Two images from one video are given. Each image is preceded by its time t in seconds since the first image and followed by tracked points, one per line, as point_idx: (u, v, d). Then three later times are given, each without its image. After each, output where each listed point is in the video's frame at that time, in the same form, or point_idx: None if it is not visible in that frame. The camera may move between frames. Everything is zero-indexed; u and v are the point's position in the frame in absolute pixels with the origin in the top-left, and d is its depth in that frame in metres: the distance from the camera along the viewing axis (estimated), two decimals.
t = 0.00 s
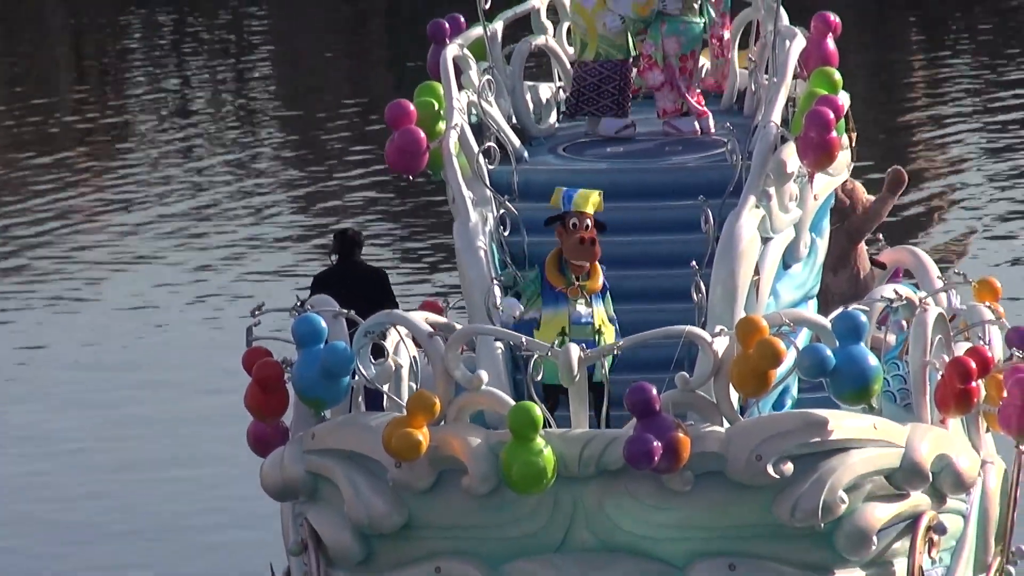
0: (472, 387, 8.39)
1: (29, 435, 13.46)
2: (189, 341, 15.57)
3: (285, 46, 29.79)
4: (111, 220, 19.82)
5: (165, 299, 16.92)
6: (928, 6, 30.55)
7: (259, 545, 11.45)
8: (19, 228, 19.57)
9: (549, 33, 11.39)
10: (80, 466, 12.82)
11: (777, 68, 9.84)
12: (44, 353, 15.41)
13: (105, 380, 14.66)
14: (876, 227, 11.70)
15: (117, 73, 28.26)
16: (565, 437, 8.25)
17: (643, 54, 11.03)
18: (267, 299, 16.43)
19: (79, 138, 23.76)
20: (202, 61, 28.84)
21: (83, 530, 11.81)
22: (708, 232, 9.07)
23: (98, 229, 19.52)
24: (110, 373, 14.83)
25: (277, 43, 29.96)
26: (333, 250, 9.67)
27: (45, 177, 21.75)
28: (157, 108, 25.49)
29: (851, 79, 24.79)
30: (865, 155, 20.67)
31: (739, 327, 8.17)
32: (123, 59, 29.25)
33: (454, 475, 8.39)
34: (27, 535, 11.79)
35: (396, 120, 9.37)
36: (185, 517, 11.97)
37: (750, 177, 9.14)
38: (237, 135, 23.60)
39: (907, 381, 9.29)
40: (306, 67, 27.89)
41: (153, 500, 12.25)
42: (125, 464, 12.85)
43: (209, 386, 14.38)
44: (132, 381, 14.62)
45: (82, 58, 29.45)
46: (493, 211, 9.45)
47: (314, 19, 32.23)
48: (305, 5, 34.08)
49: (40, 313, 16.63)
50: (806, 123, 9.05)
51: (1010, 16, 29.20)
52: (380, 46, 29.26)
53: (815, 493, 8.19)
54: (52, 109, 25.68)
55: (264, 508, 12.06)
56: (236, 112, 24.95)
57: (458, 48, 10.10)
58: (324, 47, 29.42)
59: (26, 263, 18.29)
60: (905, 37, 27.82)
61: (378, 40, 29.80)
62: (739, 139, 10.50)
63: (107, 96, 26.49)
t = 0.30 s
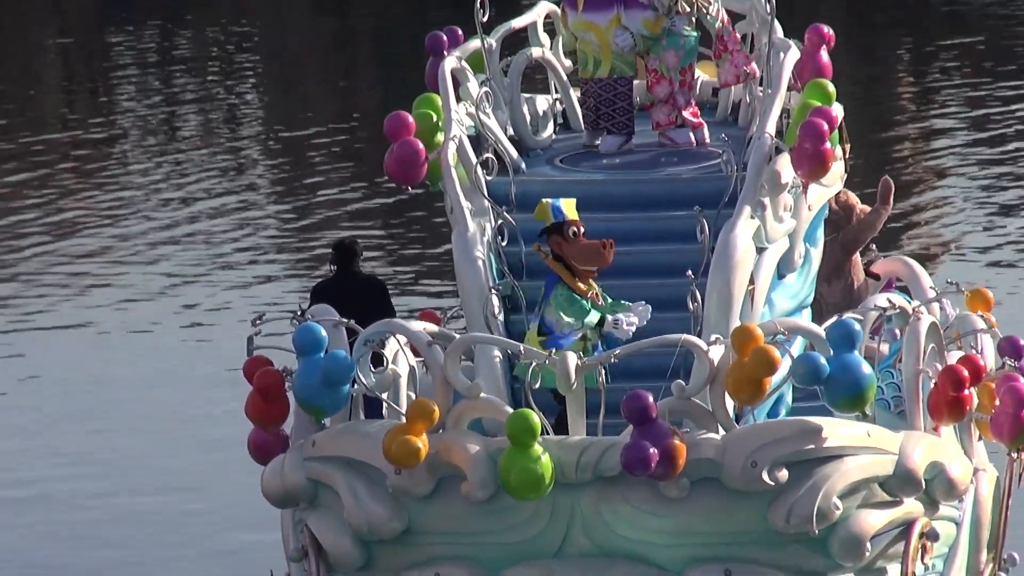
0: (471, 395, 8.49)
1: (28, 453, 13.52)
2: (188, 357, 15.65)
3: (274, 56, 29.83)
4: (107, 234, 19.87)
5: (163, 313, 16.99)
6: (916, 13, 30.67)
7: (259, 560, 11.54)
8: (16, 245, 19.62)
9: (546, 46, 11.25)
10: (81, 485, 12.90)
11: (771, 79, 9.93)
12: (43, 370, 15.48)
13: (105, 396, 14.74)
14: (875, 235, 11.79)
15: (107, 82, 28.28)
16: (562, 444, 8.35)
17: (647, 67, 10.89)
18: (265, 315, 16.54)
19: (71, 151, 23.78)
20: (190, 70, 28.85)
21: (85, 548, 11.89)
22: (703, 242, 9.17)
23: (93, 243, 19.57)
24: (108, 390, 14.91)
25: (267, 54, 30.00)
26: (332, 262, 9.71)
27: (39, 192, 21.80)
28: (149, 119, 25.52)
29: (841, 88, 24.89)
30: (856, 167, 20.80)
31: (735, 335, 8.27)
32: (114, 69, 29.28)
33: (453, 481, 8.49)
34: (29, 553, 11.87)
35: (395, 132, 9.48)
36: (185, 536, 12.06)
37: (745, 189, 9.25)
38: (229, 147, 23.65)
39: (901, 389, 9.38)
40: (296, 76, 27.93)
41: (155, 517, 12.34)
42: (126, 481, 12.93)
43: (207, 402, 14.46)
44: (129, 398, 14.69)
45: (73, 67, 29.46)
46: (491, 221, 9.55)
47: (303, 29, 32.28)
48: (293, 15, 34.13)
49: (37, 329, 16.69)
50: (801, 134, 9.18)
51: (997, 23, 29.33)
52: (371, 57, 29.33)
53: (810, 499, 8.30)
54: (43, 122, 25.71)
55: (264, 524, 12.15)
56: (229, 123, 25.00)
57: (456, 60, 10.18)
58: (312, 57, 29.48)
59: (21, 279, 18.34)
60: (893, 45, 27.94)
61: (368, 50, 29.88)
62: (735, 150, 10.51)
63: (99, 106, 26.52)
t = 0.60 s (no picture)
0: (469, 409, 8.61)
1: (25, 454, 13.54)
2: (184, 360, 15.70)
3: (260, 66, 29.84)
4: (101, 245, 19.91)
5: (159, 320, 17.03)
6: (903, 23, 30.79)
7: (255, 557, 11.58)
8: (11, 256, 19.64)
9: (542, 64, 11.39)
10: (78, 482, 12.92)
11: (765, 97, 10.05)
12: (40, 376, 15.51)
13: (101, 399, 14.77)
14: (862, 255, 11.94)
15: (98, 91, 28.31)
16: (560, 456, 8.46)
17: (650, 86, 10.93)
18: (261, 321, 16.60)
19: (61, 163, 23.78)
20: (176, 79, 28.84)
21: (83, 541, 11.91)
22: (698, 257, 9.28)
23: (89, 254, 19.62)
24: (103, 393, 14.94)
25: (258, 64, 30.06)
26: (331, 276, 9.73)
27: (33, 203, 21.85)
28: (141, 131, 25.56)
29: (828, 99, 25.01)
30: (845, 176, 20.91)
31: (730, 348, 8.38)
32: (104, 77, 29.31)
33: (452, 493, 8.60)
34: (27, 547, 11.89)
35: (394, 149, 9.57)
36: (181, 531, 12.09)
37: (740, 204, 9.38)
38: (218, 163, 23.70)
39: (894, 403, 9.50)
40: (283, 88, 27.97)
41: (152, 512, 12.38)
42: (125, 479, 12.96)
43: (202, 402, 14.50)
44: (124, 400, 14.72)
45: (64, 75, 29.49)
46: (488, 237, 9.68)
47: (294, 38, 32.32)
48: (282, 24, 34.16)
49: (33, 336, 16.73)
50: (794, 151, 9.30)
51: (984, 33, 29.47)
52: (360, 67, 29.40)
53: (804, 510, 8.42)
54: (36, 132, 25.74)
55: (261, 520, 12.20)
56: (221, 135, 25.06)
57: (454, 78, 10.26)
58: (299, 68, 29.53)
59: (17, 288, 18.37)
60: (880, 55, 28.07)
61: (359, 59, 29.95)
62: (730, 167, 10.58)
63: (91, 116, 26.55)
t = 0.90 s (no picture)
0: (471, 420, 8.71)
1: (25, 463, 13.57)
2: (181, 371, 15.75)
3: (251, 78, 29.88)
4: (97, 259, 19.95)
5: (156, 332, 17.08)
6: (895, 43, 30.94)
7: (253, 561, 11.62)
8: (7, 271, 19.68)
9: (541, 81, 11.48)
10: (78, 490, 12.96)
11: (762, 112, 10.16)
12: (38, 387, 15.55)
13: (99, 408, 14.81)
14: (858, 271, 12.13)
15: (89, 101, 28.33)
16: (561, 467, 8.56)
17: (660, 104, 10.96)
18: (260, 332, 16.67)
19: (54, 177, 23.79)
20: (167, 92, 28.85)
21: (84, 548, 11.95)
22: (697, 270, 9.38)
23: (84, 267, 19.66)
24: (101, 403, 14.98)
25: (251, 76, 30.10)
26: (333, 291, 9.66)
27: (29, 217, 21.89)
28: (135, 143, 25.62)
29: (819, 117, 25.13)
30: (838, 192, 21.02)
31: (729, 360, 8.50)
32: (98, 88, 29.34)
33: (453, 504, 8.70)
34: (29, 555, 11.91)
35: (395, 164, 9.69)
36: (183, 539, 12.13)
37: (737, 219, 9.50)
38: (211, 176, 23.72)
39: (889, 415, 9.60)
40: (275, 100, 28.01)
41: (154, 517, 12.42)
42: (126, 485, 13.01)
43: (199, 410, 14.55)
44: (122, 409, 14.76)
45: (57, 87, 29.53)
46: (489, 251, 9.78)
47: (283, 53, 32.35)
48: (274, 35, 34.18)
49: (30, 348, 16.77)
50: (791, 166, 9.44)
51: (975, 52, 29.62)
52: (351, 79, 29.45)
53: (802, 520, 8.53)
54: (30, 145, 25.77)
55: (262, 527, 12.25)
56: (214, 147, 25.09)
57: (454, 94, 10.35)
58: (290, 80, 29.56)
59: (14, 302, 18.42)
60: (871, 75, 28.20)
61: (352, 72, 30.01)
62: (727, 181, 10.68)
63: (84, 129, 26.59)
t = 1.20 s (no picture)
0: (475, 429, 8.82)
1: (24, 471, 13.62)
2: (178, 379, 15.80)
3: (242, 84, 29.90)
4: (90, 262, 19.97)
5: (150, 339, 17.12)
6: (883, 53, 31.13)
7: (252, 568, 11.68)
8: None
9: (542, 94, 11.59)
10: (79, 498, 13.03)
11: (760, 127, 10.27)
12: (36, 393, 15.58)
13: (97, 417, 14.87)
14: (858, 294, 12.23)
15: (81, 107, 28.40)
16: (564, 475, 8.66)
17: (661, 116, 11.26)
18: (257, 341, 16.75)
19: (45, 180, 23.78)
20: (158, 97, 28.87)
21: (86, 554, 12.02)
22: (697, 282, 9.49)
23: (77, 270, 19.70)
24: (99, 410, 15.03)
25: (242, 82, 30.18)
26: (336, 304, 9.73)
27: (21, 221, 21.90)
28: (126, 145, 25.66)
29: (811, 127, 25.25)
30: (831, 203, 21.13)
31: (730, 370, 8.61)
32: (88, 95, 29.41)
33: (458, 512, 8.81)
34: (30, 562, 11.97)
35: (399, 177, 9.80)
36: (182, 546, 12.19)
37: (737, 232, 9.62)
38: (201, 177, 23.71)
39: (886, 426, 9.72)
40: (265, 105, 28.03)
41: (157, 527, 12.50)
42: (126, 496, 13.07)
43: (199, 420, 14.63)
44: (120, 418, 14.82)
45: (48, 94, 29.59)
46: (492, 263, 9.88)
47: (274, 59, 32.37)
48: (264, 45, 34.29)
49: (25, 353, 16.81)
50: (791, 180, 9.57)
51: (962, 63, 29.81)
52: (343, 85, 29.49)
53: (802, 529, 8.65)
54: (21, 146, 25.80)
55: (263, 534, 12.34)
56: (204, 150, 25.10)
57: (456, 108, 10.45)
58: (282, 86, 29.60)
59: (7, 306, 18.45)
60: (861, 85, 28.33)
61: (342, 78, 30.10)
62: (725, 193, 10.79)
63: (75, 131, 26.64)
